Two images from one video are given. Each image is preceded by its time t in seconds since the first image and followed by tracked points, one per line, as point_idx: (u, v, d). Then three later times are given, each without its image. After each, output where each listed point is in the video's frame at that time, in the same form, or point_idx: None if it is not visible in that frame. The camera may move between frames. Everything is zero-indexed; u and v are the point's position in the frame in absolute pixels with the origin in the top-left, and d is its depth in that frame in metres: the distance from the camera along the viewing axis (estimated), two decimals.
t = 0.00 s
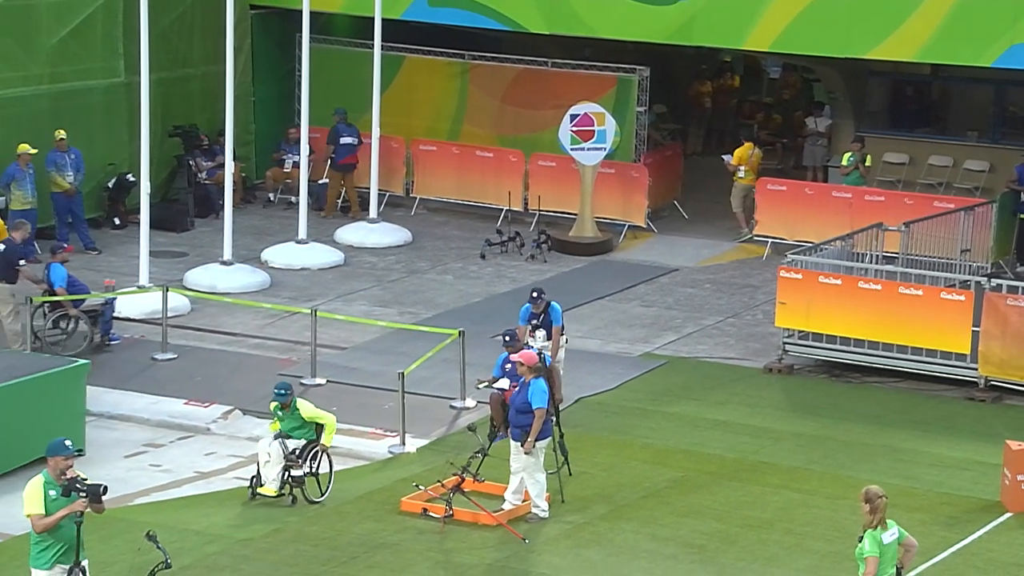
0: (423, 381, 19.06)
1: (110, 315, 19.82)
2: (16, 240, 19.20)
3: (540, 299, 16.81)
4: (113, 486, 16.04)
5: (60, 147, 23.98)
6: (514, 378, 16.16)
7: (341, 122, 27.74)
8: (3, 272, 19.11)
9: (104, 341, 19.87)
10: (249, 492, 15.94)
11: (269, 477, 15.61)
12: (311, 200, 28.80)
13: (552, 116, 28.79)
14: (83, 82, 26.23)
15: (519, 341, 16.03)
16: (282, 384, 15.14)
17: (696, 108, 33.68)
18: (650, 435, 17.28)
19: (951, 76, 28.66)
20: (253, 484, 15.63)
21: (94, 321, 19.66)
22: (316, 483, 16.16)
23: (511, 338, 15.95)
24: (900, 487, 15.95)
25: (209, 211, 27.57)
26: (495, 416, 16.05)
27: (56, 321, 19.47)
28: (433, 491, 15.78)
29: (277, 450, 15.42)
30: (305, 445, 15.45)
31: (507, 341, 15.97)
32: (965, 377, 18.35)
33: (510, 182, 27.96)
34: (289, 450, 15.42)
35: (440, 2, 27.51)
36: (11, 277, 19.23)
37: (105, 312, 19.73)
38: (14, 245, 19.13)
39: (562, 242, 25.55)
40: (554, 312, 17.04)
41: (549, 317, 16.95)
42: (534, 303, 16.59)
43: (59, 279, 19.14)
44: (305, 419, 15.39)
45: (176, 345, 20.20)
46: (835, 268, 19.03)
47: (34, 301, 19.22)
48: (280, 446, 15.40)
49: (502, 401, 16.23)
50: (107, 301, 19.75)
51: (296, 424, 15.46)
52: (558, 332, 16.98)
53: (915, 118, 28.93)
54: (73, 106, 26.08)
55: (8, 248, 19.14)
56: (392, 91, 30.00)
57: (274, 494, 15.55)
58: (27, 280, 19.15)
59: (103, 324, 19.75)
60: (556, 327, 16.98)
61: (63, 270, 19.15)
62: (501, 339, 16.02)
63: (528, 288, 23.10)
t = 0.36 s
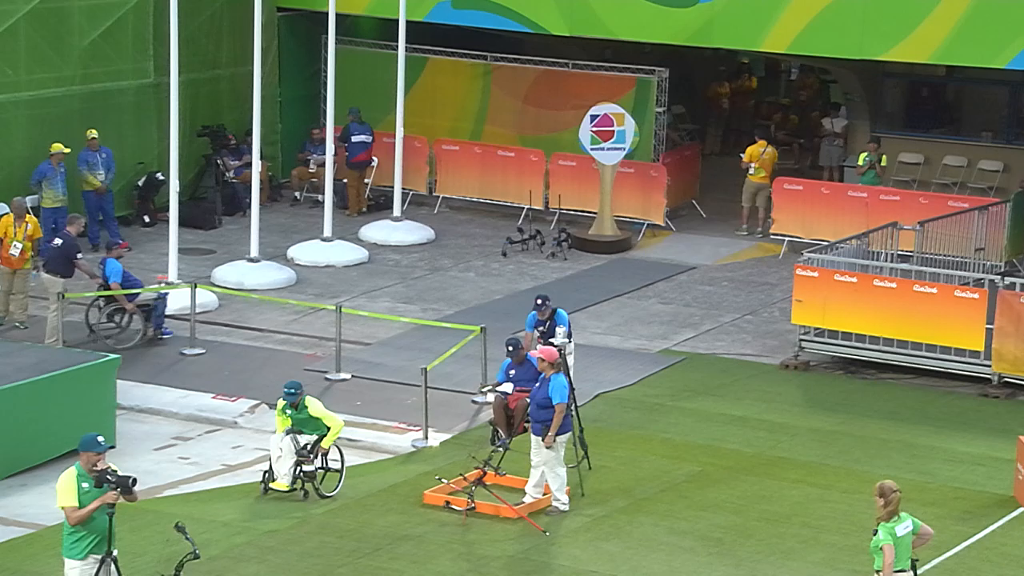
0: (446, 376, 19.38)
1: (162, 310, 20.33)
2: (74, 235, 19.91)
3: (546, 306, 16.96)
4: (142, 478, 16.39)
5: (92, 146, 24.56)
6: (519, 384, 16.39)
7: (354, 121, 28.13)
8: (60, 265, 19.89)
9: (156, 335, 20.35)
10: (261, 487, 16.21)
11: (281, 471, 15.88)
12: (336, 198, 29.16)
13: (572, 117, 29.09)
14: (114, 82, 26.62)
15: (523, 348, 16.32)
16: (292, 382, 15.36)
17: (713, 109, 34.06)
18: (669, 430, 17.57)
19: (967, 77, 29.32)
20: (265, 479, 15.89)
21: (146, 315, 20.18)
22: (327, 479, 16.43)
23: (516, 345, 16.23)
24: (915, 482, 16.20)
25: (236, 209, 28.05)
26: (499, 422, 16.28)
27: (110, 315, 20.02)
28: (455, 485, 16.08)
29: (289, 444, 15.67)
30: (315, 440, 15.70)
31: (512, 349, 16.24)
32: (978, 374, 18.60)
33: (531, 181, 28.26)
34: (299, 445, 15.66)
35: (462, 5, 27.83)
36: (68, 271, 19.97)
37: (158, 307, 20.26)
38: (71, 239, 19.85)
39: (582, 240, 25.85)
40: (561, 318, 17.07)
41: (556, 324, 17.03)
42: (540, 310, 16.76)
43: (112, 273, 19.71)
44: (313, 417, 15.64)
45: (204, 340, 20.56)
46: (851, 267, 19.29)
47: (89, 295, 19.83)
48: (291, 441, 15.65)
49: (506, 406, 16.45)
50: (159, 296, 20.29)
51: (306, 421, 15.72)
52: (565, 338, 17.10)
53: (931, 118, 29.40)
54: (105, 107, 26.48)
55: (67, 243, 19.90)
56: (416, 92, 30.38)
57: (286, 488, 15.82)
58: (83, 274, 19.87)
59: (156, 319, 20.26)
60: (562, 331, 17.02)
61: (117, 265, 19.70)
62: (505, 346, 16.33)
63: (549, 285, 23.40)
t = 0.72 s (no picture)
0: (468, 371, 19.70)
1: (212, 306, 20.70)
2: (124, 229, 20.33)
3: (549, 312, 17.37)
4: (171, 471, 16.75)
5: (122, 145, 25.01)
6: (521, 387, 16.33)
7: (378, 120, 28.51)
8: (110, 260, 20.33)
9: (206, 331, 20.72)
10: (265, 484, 16.43)
11: (286, 469, 16.13)
12: (361, 197, 29.51)
13: (594, 117, 29.39)
14: (144, 83, 26.99)
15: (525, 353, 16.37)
16: (305, 374, 15.63)
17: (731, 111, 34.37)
18: (687, 425, 17.86)
19: (982, 79, 29.63)
20: (269, 476, 16.13)
21: (196, 310, 20.55)
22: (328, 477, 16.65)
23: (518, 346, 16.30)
24: (929, 477, 16.46)
25: (263, 208, 28.49)
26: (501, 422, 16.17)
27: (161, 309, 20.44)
28: (477, 478, 16.39)
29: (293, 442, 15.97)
30: (321, 437, 16.00)
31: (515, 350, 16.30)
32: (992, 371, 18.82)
33: (553, 180, 28.56)
34: (303, 442, 15.97)
35: (486, 7, 28.16)
36: (119, 265, 20.39)
37: (207, 302, 20.64)
38: (121, 233, 20.28)
39: (602, 239, 26.16)
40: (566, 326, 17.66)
41: (561, 331, 17.59)
42: (545, 315, 17.15)
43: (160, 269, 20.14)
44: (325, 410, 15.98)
45: (231, 336, 20.92)
46: (867, 265, 19.55)
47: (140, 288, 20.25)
48: (295, 439, 15.96)
49: (506, 409, 16.36)
50: (208, 290, 20.64)
51: (315, 415, 16.06)
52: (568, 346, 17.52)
53: (946, 120, 29.65)
54: (136, 107, 26.88)
55: (117, 237, 20.33)
56: (439, 93, 30.72)
57: (290, 485, 16.06)
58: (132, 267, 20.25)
59: (205, 314, 20.62)
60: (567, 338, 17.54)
61: (165, 261, 20.13)
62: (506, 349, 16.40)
63: (570, 283, 23.70)
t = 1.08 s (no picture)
0: (494, 367, 20.02)
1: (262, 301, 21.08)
2: (178, 226, 20.68)
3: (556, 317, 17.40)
4: (204, 463, 17.13)
5: (157, 145, 25.47)
6: (527, 388, 16.98)
7: (406, 119, 28.68)
8: (165, 256, 20.65)
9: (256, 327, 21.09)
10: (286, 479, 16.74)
11: (308, 463, 16.44)
12: (389, 196, 29.86)
13: (618, 118, 29.69)
14: (178, 85, 27.38)
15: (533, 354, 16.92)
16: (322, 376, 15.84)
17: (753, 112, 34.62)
18: (709, 421, 18.15)
19: (1001, 81, 30.32)
20: (291, 471, 16.45)
21: (246, 305, 20.94)
22: (348, 471, 16.95)
23: (526, 351, 16.86)
24: (948, 473, 16.72)
25: (294, 207, 28.88)
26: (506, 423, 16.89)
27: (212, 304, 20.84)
28: (503, 472, 16.72)
29: (314, 438, 16.28)
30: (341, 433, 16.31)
31: (523, 353, 16.86)
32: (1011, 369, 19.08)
33: (578, 179, 28.88)
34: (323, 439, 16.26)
35: (512, 10, 28.47)
36: (173, 260, 20.72)
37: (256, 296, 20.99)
38: (175, 230, 20.64)
39: (626, 237, 26.48)
40: (572, 331, 17.74)
41: (567, 336, 17.65)
42: (550, 322, 17.29)
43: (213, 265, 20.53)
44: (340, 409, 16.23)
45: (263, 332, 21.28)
46: (886, 264, 19.82)
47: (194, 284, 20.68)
48: (316, 434, 16.25)
49: (511, 409, 17.05)
50: (260, 286, 21.01)
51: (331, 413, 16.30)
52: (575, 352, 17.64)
53: (965, 120, 30.25)
54: (170, 108, 27.30)
55: (171, 234, 20.67)
56: (466, 95, 31.05)
57: (312, 480, 16.37)
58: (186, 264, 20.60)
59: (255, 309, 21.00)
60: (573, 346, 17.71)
61: (217, 258, 20.47)
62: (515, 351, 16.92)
63: (595, 281, 24.00)
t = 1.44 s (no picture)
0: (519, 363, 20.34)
1: (308, 296, 21.55)
2: (230, 223, 21.23)
3: (559, 323, 17.50)
4: (235, 457, 17.50)
5: (190, 145, 25.82)
6: (530, 388, 17.31)
7: (433, 119, 29.20)
8: (217, 253, 21.20)
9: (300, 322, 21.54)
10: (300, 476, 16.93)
11: (324, 461, 16.59)
12: (416, 195, 30.20)
13: (642, 119, 29.99)
14: (211, 86, 27.80)
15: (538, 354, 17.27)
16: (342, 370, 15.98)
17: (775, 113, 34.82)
18: (731, 416, 18.43)
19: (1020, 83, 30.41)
20: (308, 469, 16.62)
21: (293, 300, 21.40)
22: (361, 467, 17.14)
23: (532, 350, 17.19)
24: (967, 468, 16.97)
25: (324, 205, 29.23)
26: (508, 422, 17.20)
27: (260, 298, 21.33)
28: (528, 466, 17.03)
29: (330, 437, 16.37)
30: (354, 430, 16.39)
31: (528, 353, 17.20)
32: None
33: (602, 179, 29.19)
34: (340, 438, 16.37)
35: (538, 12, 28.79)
36: (225, 257, 21.27)
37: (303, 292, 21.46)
38: (227, 228, 21.18)
39: (649, 236, 26.78)
40: (575, 335, 17.82)
41: (569, 341, 17.68)
42: (554, 326, 17.47)
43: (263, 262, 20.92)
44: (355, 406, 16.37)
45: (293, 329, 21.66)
46: (906, 263, 20.03)
47: (243, 280, 21.11)
48: (333, 433, 16.36)
49: (513, 409, 17.37)
50: (306, 283, 21.46)
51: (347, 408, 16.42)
52: (577, 355, 17.61)
53: (985, 121, 30.56)
54: (204, 108, 27.71)
55: (223, 232, 21.22)
56: (492, 96, 31.39)
57: (329, 478, 16.54)
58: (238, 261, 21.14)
59: (300, 304, 21.47)
60: (575, 351, 17.66)
61: (266, 255, 20.90)
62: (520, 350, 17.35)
63: (619, 279, 24.30)
